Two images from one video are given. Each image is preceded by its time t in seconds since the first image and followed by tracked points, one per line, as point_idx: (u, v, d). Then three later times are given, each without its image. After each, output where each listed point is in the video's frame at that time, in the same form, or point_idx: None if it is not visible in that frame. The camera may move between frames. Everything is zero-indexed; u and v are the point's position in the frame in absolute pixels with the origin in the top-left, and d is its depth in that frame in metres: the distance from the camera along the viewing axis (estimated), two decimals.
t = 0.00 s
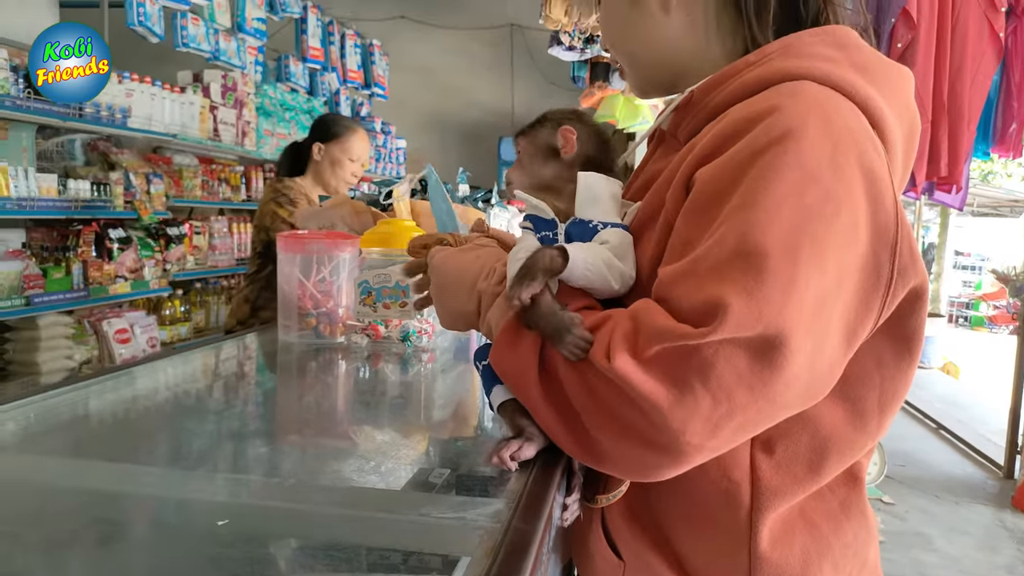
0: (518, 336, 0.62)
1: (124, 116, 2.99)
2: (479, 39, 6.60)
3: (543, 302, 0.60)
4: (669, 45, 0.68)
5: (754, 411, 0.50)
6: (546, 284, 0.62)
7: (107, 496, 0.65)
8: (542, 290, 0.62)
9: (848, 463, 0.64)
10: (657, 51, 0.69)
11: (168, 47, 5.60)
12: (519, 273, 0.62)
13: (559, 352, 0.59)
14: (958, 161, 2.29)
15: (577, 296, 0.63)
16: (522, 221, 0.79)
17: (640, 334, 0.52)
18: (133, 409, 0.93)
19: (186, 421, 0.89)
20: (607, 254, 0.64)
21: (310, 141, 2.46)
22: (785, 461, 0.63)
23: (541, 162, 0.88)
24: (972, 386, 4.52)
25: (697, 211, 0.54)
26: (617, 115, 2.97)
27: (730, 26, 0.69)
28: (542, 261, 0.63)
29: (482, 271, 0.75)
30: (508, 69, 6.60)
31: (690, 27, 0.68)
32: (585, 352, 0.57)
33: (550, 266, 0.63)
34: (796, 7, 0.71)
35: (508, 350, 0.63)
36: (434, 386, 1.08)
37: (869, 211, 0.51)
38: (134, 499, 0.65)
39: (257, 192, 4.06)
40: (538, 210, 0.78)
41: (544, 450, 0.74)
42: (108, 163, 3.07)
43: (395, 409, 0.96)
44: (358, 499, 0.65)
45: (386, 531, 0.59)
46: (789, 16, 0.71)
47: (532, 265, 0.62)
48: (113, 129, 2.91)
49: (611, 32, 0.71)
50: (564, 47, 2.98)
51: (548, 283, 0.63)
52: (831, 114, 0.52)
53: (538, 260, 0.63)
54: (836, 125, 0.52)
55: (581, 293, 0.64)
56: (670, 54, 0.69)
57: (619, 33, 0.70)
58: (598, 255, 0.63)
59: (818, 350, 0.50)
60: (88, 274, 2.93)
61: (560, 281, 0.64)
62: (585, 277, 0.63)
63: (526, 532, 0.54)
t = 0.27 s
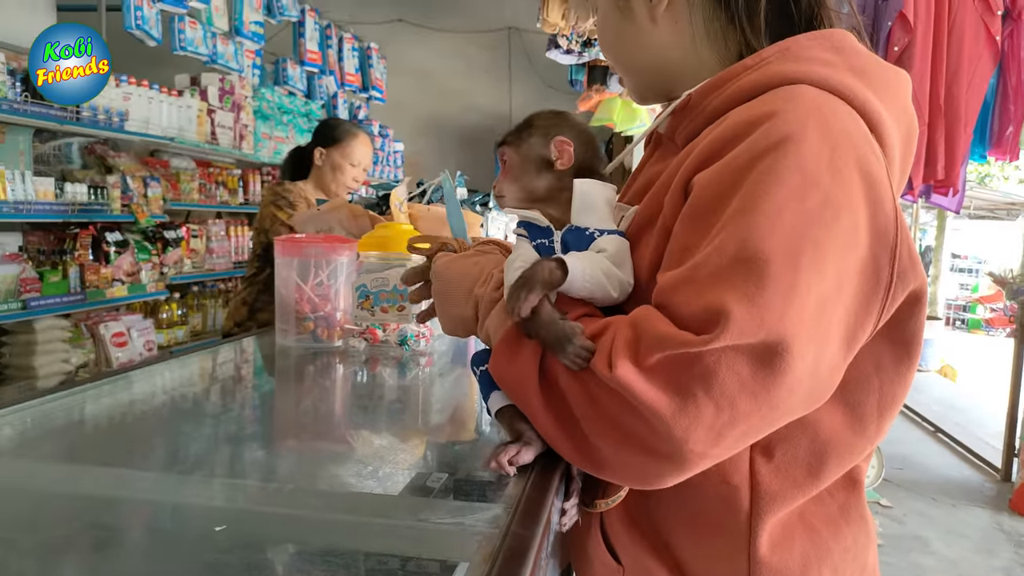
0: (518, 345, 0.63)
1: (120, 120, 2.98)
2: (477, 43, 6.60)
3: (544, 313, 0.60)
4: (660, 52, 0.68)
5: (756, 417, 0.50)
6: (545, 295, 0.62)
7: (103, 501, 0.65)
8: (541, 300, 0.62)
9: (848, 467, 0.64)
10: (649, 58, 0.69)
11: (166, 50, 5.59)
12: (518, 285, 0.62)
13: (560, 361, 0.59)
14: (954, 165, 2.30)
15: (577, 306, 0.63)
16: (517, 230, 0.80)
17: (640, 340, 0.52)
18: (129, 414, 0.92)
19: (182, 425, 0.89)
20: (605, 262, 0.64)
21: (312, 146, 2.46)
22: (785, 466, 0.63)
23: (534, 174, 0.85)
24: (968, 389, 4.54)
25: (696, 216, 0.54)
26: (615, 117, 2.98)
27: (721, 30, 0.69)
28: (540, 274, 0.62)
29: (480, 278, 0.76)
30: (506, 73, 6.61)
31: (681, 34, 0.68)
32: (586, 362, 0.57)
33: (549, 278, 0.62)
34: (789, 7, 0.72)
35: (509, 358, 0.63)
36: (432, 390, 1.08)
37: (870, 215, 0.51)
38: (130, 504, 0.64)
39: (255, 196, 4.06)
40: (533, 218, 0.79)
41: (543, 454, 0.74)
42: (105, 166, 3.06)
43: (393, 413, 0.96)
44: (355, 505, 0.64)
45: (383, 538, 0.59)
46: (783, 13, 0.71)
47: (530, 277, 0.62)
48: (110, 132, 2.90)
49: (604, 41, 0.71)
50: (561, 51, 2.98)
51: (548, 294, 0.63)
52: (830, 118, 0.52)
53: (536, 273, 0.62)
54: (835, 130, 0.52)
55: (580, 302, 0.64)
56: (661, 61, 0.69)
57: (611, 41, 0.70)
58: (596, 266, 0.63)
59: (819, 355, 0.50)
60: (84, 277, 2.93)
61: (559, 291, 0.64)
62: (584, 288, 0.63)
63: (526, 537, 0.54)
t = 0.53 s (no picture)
0: (520, 362, 0.63)
1: (127, 131, 2.99)
2: (480, 55, 6.63)
3: (547, 331, 0.61)
4: (662, 69, 0.69)
5: (760, 435, 0.49)
6: (548, 314, 0.62)
7: (106, 516, 0.65)
8: (543, 319, 0.62)
9: (852, 484, 0.63)
10: (650, 75, 0.70)
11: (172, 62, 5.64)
12: (521, 304, 0.62)
13: (564, 380, 0.59)
14: (957, 178, 2.30)
15: (579, 323, 0.64)
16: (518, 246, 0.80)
17: (643, 359, 0.52)
18: (134, 426, 0.92)
19: (186, 437, 0.89)
20: (607, 280, 0.64)
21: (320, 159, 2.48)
22: (788, 483, 0.62)
23: (533, 190, 0.85)
24: (974, 402, 4.52)
25: (697, 234, 0.54)
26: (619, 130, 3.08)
27: (723, 47, 0.69)
28: (544, 293, 0.63)
29: (484, 295, 0.76)
30: (510, 84, 6.64)
31: (683, 52, 0.68)
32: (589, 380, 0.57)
33: (552, 298, 0.63)
34: (790, 25, 0.71)
35: (513, 376, 0.63)
36: (436, 404, 1.08)
37: (872, 232, 0.51)
38: (133, 519, 0.64)
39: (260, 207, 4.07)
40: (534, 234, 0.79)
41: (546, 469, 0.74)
42: (111, 177, 3.09)
43: (397, 427, 0.96)
44: (359, 520, 0.64)
45: (386, 556, 0.59)
46: (783, 29, 0.71)
47: (533, 296, 0.63)
48: (116, 143, 2.91)
49: (606, 56, 0.72)
50: (565, 64, 2.99)
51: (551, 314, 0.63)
52: (831, 135, 0.52)
53: (539, 293, 0.63)
54: (836, 147, 0.52)
55: (583, 320, 0.64)
56: (664, 79, 0.69)
57: (613, 56, 0.71)
58: (598, 285, 0.63)
59: (822, 373, 0.50)
60: (89, 288, 2.94)
61: (562, 310, 0.64)
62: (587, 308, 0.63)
63: (531, 554, 0.54)
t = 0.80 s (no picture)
0: (524, 373, 0.63)
1: (131, 141, 3.00)
2: (483, 63, 6.66)
3: (551, 342, 0.61)
4: (664, 80, 0.69)
5: (763, 448, 0.49)
6: (552, 325, 0.63)
7: (109, 526, 0.65)
8: (547, 330, 0.62)
9: (856, 496, 0.63)
10: (653, 85, 0.70)
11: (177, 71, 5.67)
12: (525, 316, 0.63)
13: (567, 391, 0.59)
14: (960, 187, 2.29)
15: (582, 333, 0.64)
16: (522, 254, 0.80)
17: (646, 370, 0.52)
18: (137, 435, 0.93)
19: (188, 446, 0.89)
20: (612, 290, 0.64)
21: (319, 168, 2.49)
22: (792, 495, 0.62)
23: (538, 196, 0.85)
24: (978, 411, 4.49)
25: (700, 246, 0.54)
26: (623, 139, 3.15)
27: (727, 59, 0.69)
28: (548, 304, 0.63)
29: (488, 304, 0.76)
30: (512, 93, 6.65)
31: (686, 62, 0.69)
32: (592, 391, 0.57)
33: (557, 309, 0.63)
34: (795, 36, 0.71)
35: (516, 387, 0.63)
36: (439, 413, 1.08)
37: (876, 245, 0.51)
38: (137, 529, 0.64)
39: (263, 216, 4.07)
40: (538, 244, 0.79)
41: (551, 479, 0.74)
42: (115, 186, 3.10)
43: (400, 436, 0.95)
44: (364, 531, 0.64)
45: (390, 566, 0.59)
46: (787, 41, 0.71)
47: (538, 307, 0.63)
48: (120, 152, 2.92)
49: (609, 66, 0.73)
50: (568, 74, 3.00)
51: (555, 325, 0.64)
52: (834, 147, 0.52)
53: (544, 304, 0.63)
54: (839, 159, 0.52)
55: (588, 331, 0.64)
56: (667, 89, 0.70)
57: (615, 66, 0.72)
58: (602, 295, 0.63)
59: (825, 387, 0.50)
60: (94, 297, 2.95)
61: (566, 322, 0.64)
62: (591, 319, 0.63)
63: (535, 565, 0.53)
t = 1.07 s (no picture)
0: (525, 373, 0.63)
1: (132, 140, 3.00)
2: (484, 63, 6.66)
3: (552, 343, 0.61)
4: (663, 79, 0.70)
5: (763, 451, 0.49)
6: (553, 327, 0.63)
7: (109, 524, 0.65)
8: (548, 331, 0.62)
9: (856, 499, 0.63)
10: (651, 84, 0.71)
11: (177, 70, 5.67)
12: (526, 317, 0.63)
13: (567, 393, 0.59)
14: (961, 187, 2.30)
15: (583, 335, 0.64)
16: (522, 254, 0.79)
17: (647, 373, 0.52)
18: (137, 433, 0.93)
19: (189, 444, 0.89)
20: (613, 291, 0.64)
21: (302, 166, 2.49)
22: (792, 497, 0.62)
23: (543, 195, 0.85)
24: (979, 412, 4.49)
25: (702, 247, 0.54)
26: (623, 138, 3.21)
27: (726, 59, 0.69)
28: (550, 306, 0.63)
29: (489, 303, 0.76)
30: (513, 93, 6.66)
31: (685, 63, 0.69)
32: (592, 393, 0.58)
33: (558, 311, 0.63)
34: (796, 37, 0.71)
35: (517, 387, 0.63)
36: (439, 412, 1.08)
37: (878, 247, 0.51)
38: (136, 528, 0.64)
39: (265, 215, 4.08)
40: (540, 244, 0.78)
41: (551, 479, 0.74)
42: (116, 185, 3.10)
43: (400, 435, 0.95)
44: (365, 529, 0.64)
45: (389, 566, 0.59)
46: (789, 43, 0.70)
47: (539, 309, 0.63)
48: (121, 152, 2.92)
49: (612, 64, 0.74)
50: (569, 74, 3.00)
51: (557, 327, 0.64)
52: (837, 148, 0.52)
53: (545, 305, 0.63)
54: (842, 161, 0.52)
55: (589, 334, 0.65)
56: (666, 89, 0.70)
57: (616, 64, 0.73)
58: (604, 297, 0.63)
59: (826, 390, 0.50)
60: (94, 296, 2.95)
61: (567, 323, 0.64)
62: (593, 321, 0.63)
63: (535, 565, 0.53)
